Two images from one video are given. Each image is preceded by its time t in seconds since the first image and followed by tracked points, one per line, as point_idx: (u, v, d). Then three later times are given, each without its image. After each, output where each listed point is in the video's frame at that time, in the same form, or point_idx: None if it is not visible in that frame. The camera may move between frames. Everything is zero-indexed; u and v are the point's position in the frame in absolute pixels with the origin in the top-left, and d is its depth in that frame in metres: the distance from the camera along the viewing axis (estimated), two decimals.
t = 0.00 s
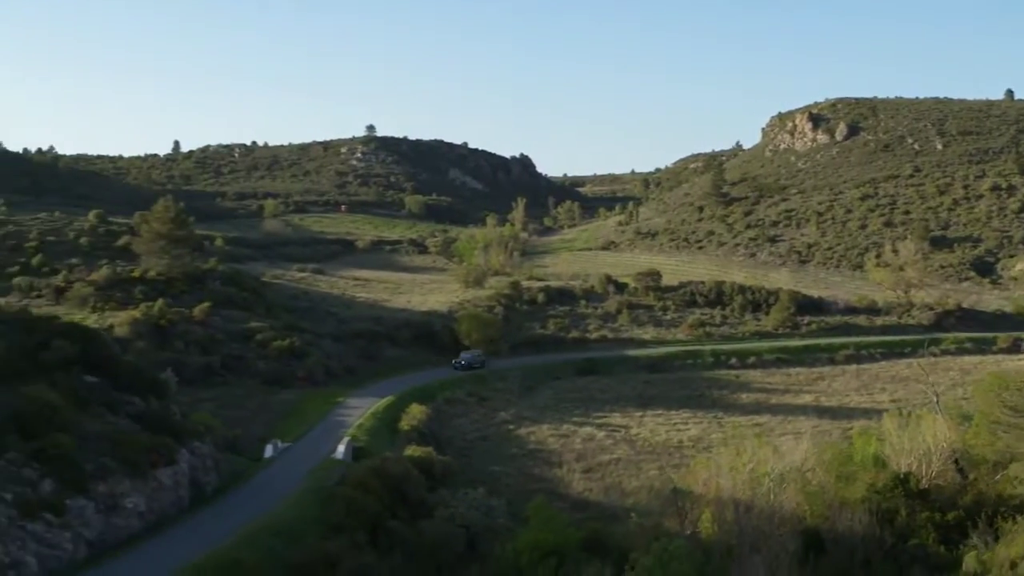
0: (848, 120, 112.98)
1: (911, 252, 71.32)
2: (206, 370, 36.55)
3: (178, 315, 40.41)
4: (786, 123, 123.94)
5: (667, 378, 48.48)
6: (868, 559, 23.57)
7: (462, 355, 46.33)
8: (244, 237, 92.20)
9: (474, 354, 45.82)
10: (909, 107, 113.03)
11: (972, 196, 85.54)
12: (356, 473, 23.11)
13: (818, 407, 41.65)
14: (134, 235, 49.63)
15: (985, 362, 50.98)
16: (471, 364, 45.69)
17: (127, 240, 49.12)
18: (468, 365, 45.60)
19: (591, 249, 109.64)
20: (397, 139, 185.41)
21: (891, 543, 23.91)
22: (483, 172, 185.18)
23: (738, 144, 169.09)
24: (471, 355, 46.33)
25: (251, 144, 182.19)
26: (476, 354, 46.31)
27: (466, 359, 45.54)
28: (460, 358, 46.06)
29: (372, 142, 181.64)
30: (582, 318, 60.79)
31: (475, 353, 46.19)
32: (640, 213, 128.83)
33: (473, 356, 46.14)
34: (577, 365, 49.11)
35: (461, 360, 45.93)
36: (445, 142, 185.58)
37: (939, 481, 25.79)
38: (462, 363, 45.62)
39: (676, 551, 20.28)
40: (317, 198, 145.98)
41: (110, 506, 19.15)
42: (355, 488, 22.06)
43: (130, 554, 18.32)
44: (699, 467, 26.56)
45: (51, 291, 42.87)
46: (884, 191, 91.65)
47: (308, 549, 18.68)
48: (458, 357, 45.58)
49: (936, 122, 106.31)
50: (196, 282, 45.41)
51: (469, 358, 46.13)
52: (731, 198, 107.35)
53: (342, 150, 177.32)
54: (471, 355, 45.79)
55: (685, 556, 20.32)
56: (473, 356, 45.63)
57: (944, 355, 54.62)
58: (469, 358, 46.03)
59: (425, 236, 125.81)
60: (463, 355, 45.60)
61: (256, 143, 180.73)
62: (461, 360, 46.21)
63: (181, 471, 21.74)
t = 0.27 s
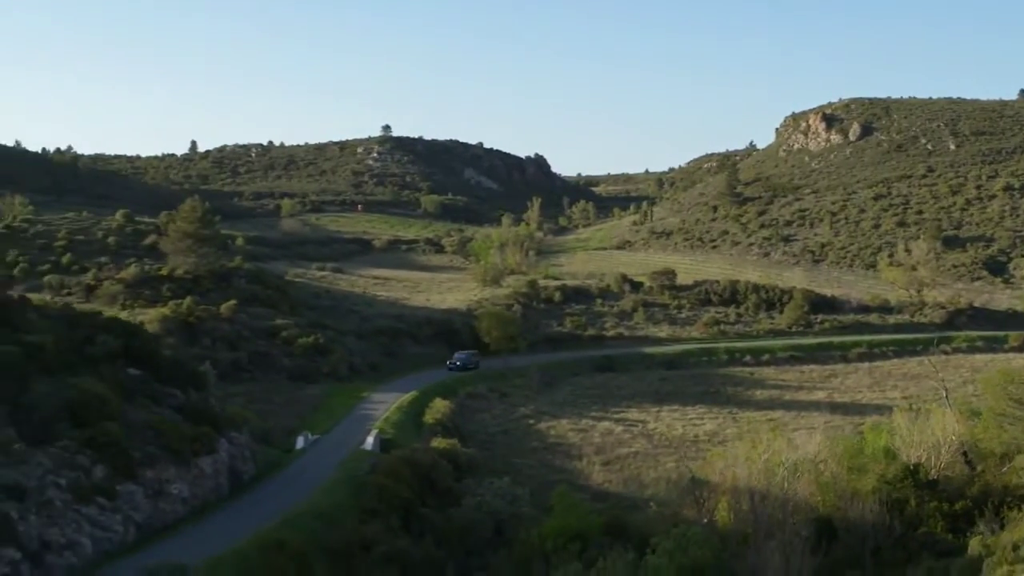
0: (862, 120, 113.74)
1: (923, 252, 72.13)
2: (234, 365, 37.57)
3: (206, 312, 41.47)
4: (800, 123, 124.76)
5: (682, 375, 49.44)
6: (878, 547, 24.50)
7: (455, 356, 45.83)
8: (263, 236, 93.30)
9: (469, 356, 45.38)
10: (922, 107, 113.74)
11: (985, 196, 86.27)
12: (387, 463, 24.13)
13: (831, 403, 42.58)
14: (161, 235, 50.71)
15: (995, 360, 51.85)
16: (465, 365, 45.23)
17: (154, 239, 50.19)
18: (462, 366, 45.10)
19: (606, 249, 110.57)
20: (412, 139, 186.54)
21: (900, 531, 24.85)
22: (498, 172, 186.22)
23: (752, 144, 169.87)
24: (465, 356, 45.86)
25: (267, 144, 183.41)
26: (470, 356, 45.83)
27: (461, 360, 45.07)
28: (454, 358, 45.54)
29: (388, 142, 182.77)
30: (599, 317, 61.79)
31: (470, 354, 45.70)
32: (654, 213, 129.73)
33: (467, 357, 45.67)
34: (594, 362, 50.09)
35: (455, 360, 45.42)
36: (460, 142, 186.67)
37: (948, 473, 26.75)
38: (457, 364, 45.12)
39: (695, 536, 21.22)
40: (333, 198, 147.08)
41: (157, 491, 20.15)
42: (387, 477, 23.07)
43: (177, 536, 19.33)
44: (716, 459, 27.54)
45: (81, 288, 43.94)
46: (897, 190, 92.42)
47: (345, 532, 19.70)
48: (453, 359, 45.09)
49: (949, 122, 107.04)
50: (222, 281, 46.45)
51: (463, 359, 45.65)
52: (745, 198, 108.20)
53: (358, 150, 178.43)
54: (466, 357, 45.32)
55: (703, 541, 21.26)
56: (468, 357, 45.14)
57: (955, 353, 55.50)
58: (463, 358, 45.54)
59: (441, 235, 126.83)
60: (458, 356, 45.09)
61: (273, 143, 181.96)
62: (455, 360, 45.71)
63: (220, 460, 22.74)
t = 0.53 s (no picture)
0: (867, 120, 114.61)
1: (927, 250, 73.06)
2: (254, 360, 38.58)
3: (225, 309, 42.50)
4: (805, 123, 125.63)
5: (690, 371, 50.43)
6: (880, 532, 25.49)
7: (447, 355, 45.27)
8: (274, 235, 94.31)
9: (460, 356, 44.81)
10: (926, 107, 114.61)
11: (988, 195, 87.16)
12: (409, 452, 25.17)
13: (835, 398, 43.57)
14: (179, 234, 51.74)
15: (997, 356, 52.82)
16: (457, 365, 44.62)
17: (172, 238, 51.22)
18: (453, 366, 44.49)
19: (612, 248, 111.57)
20: (419, 139, 187.60)
21: (901, 518, 25.84)
22: (505, 171, 187.25)
23: (758, 144, 170.77)
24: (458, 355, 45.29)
25: (275, 143, 184.44)
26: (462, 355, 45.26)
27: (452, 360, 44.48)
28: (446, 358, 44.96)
29: (395, 142, 183.82)
30: (607, 314, 62.81)
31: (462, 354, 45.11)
32: (660, 212, 130.69)
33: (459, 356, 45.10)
34: (604, 358, 51.08)
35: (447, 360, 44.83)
36: (467, 142, 187.70)
37: (949, 462, 27.75)
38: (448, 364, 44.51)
39: (705, 520, 22.21)
40: (341, 197, 148.09)
41: (193, 477, 21.15)
42: (410, 465, 24.08)
43: (214, 519, 20.33)
44: (724, 450, 28.56)
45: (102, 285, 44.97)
46: (902, 190, 93.33)
47: (373, 516, 20.72)
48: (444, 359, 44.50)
49: (953, 122, 107.91)
50: (240, 278, 47.46)
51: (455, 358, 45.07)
52: (751, 197, 109.14)
53: (365, 150, 179.45)
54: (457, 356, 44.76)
55: (712, 524, 22.26)
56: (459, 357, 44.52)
57: (958, 349, 56.44)
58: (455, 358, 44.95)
59: (448, 234, 127.82)
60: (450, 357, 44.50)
61: (280, 143, 182.96)
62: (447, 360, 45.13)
63: (250, 449, 23.74)
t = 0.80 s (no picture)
0: (867, 120, 115.42)
1: (927, 248, 73.89)
2: (268, 356, 39.45)
3: (239, 306, 43.36)
4: (806, 123, 126.60)
5: (693, 367, 51.31)
6: (880, 521, 26.33)
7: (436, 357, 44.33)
8: (280, 234, 95.19)
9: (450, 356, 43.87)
10: (927, 106, 115.46)
11: (988, 194, 87.97)
12: (424, 443, 26.05)
13: (836, 394, 44.45)
14: (191, 233, 52.59)
15: (995, 353, 53.69)
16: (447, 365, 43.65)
17: (185, 236, 52.08)
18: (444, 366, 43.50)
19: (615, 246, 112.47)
20: (422, 138, 188.51)
21: (900, 506, 26.71)
22: (507, 171, 188.20)
23: (759, 144, 171.65)
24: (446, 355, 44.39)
25: (278, 143, 185.41)
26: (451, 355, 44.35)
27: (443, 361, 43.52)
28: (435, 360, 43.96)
29: (398, 141, 184.75)
30: (612, 312, 63.71)
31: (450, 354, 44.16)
32: (662, 211, 131.72)
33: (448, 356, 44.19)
34: (609, 354, 51.98)
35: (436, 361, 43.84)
36: (469, 141, 188.62)
37: (947, 454, 28.62)
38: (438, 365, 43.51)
39: (713, 507, 23.04)
40: (345, 197, 149.01)
41: (219, 466, 21.99)
42: (426, 455, 24.94)
43: (241, 506, 21.17)
44: (729, 442, 29.44)
45: (117, 282, 45.75)
46: (903, 189, 94.14)
47: (394, 503, 21.59)
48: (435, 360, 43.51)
49: (953, 121, 108.76)
50: (252, 277, 48.34)
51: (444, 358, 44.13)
52: (752, 196, 110.04)
53: (368, 149, 180.40)
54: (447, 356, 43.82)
55: (720, 511, 23.09)
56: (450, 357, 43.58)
57: (957, 346, 57.29)
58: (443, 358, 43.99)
59: (452, 233, 128.71)
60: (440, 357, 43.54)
61: (284, 143, 183.89)
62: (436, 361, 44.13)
63: (271, 439, 24.60)
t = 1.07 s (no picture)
0: (867, 119, 116.41)
1: (926, 247, 74.94)
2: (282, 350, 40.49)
3: (253, 302, 44.42)
4: (807, 123, 127.64)
5: (696, 363, 52.38)
6: (878, 508, 27.36)
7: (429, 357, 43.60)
8: (286, 232, 96.24)
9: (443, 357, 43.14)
10: (926, 106, 116.47)
11: (987, 193, 88.99)
12: (440, 433, 27.11)
13: (837, 388, 45.53)
14: (204, 232, 53.63)
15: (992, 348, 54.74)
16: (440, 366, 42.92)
17: (198, 235, 53.12)
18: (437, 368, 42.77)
19: (617, 245, 113.56)
20: (424, 137, 189.58)
21: (897, 494, 27.75)
22: (509, 170, 189.29)
23: (760, 143, 172.70)
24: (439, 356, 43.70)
25: (282, 142, 186.46)
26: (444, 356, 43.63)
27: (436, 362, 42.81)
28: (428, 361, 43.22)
29: (401, 140, 185.79)
30: (615, 309, 64.80)
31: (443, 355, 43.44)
32: (664, 209, 132.80)
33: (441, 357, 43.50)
34: (613, 351, 53.04)
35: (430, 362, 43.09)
36: (472, 140, 189.70)
37: (943, 444, 29.64)
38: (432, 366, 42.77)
39: (718, 493, 24.07)
40: (349, 195, 150.09)
41: (247, 453, 23.02)
42: (443, 445, 26.00)
43: (269, 491, 22.20)
44: (733, 433, 30.50)
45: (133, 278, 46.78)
46: (902, 187, 95.17)
47: (414, 489, 22.62)
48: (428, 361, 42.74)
49: (952, 121, 109.78)
50: (264, 274, 49.40)
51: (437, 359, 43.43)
52: (753, 194, 111.10)
53: (371, 148, 181.46)
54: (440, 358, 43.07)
55: (725, 497, 24.12)
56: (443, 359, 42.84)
57: (955, 343, 58.37)
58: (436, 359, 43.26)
59: (455, 231, 129.80)
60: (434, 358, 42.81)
61: (287, 142, 184.94)
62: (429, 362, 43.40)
63: (295, 429, 25.63)
